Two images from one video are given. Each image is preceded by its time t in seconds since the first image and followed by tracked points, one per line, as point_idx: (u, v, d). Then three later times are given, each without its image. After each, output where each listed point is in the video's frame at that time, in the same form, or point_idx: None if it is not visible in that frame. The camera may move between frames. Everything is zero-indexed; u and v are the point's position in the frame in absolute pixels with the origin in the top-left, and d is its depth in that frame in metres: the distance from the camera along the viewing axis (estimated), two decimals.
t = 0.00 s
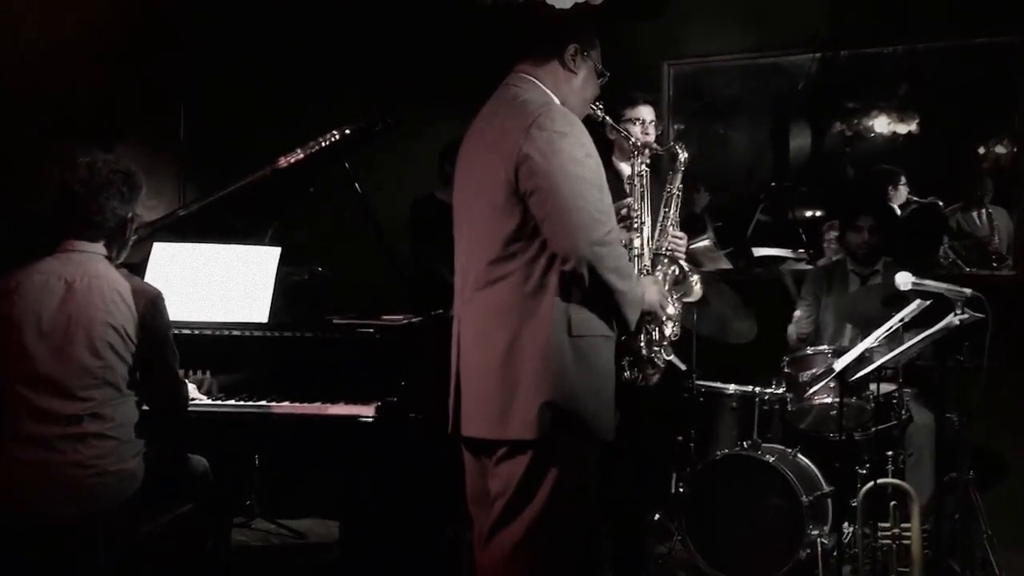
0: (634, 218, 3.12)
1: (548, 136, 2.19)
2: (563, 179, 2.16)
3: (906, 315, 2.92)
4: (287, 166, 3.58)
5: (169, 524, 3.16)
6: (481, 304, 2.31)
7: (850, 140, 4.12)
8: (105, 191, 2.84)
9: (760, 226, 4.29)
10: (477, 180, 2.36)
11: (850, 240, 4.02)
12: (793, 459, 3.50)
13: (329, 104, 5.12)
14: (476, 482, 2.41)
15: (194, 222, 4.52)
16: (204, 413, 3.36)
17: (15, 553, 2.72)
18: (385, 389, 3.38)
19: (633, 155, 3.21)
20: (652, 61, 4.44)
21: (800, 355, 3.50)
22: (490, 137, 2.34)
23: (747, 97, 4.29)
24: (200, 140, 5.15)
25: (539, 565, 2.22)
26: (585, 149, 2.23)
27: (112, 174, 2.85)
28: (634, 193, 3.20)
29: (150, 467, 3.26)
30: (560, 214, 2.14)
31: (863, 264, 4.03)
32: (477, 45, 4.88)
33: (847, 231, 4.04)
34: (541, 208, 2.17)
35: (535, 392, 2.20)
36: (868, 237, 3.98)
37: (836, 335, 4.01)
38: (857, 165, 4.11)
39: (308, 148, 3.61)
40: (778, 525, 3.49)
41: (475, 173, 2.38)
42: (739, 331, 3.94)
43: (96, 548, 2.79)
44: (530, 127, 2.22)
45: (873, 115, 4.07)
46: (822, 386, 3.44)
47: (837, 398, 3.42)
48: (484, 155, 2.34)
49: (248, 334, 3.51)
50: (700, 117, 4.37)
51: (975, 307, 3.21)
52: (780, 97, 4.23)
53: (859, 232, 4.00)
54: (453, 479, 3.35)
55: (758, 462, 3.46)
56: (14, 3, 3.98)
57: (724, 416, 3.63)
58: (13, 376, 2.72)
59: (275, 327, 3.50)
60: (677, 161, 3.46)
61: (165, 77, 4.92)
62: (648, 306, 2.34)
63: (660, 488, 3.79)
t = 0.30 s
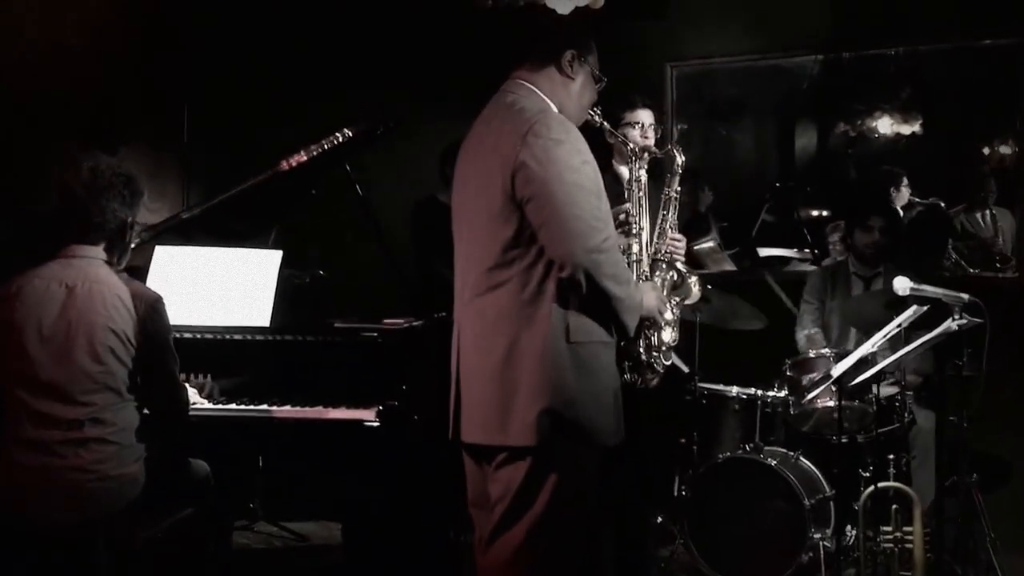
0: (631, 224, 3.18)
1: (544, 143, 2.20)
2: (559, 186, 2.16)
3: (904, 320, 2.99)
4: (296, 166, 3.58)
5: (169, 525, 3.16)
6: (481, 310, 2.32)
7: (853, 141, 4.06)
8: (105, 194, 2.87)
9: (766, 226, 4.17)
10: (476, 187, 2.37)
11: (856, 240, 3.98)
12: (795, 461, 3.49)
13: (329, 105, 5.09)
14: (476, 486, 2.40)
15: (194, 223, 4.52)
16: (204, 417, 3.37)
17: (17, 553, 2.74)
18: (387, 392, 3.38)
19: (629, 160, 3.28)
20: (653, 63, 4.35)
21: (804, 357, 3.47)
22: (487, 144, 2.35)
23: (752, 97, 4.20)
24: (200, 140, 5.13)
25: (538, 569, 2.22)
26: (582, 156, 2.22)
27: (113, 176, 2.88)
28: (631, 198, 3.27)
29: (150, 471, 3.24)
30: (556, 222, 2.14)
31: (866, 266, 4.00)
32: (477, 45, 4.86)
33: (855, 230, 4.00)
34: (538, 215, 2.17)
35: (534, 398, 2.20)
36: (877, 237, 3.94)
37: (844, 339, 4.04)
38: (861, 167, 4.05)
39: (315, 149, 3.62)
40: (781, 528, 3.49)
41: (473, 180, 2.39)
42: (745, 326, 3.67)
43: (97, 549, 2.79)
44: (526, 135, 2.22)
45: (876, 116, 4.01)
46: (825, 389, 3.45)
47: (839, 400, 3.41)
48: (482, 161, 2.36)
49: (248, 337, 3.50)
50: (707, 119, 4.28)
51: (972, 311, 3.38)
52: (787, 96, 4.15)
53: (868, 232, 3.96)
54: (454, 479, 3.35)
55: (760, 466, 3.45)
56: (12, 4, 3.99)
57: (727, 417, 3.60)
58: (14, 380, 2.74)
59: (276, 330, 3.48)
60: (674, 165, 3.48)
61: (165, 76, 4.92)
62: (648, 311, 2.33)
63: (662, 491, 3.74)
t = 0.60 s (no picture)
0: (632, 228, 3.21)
1: (543, 148, 2.20)
2: (558, 191, 2.16)
3: (903, 324, 3.02)
4: (303, 166, 3.56)
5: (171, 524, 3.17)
6: (480, 315, 2.33)
7: (857, 142, 4.00)
8: (104, 201, 2.86)
9: (770, 227, 4.11)
10: (474, 192, 2.37)
11: (859, 243, 3.93)
12: (797, 465, 3.48)
13: (329, 105, 5.05)
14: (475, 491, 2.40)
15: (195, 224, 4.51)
16: (205, 421, 3.37)
17: (20, 553, 2.75)
18: (388, 396, 3.40)
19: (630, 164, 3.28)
20: (653, 66, 4.23)
21: (806, 360, 3.45)
22: (486, 147, 2.35)
23: (754, 97, 4.12)
24: (200, 140, 5.10)
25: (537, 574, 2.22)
26: (580, 161, 2.23)
27: (114, 182, 2.86)
28: (631, 202, 3.28)
29: (150, 474, 3.22)
30: (554, 227, 2.15)
31: (870, 268, 3.94)
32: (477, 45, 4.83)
33: (860, 233, 3.93)
34: (536, 220, 2.18)
35: (533, 403, 2.20)
36: (880, 241, 3.88)
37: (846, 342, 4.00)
38: (863, 170, 3.99)
39: (317, 152, 3.60)
40: (784, 532, 3.48)
41: (473, 184, 2.38)
42: (748, 332, 3.66)
43: (99, 551, 2.79)
44: (525, 139, 2.23)
45: (879, 117, 3.97)
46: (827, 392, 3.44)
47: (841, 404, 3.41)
48: (480, 165, 2.36)
49: (249, 341, 3.50)
50: (711, 117, 4.18)
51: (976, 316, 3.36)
52: (789, 97, 4.08)
53: (871, 236, 3.90)
54: (455, 483, 3.34)
55: (762, 469, 3.45)
56: (13, 4, 3.98)
57: (729, 420, 3.59)
58: (14, 384, 2.74)
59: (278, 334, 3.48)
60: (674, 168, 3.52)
61: (165, 77, 4.91)
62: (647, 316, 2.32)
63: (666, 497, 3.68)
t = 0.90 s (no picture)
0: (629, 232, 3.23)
1: (539, 151, 2.20)
2: (554, 195, 2.16)
3: (903, 328, 2.99)
4: (299, 170, 3.53)
5: (169, 526, 3.19)
6: (476, 319, 2.33)
7: (856, 142, 4.01)
8: (98, 205, 2.83)
9: (768, 228, 4.05)
10: (471, 195, 2.37)
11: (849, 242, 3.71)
12: (796, 467, 3.46)
13: (329, 105, 5.06)
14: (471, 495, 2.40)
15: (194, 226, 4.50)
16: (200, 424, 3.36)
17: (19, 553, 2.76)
18: (385, 400, 3.37)
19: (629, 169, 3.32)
20: (649, 67, 4.21)
21: (803, 362, 3.44)
22: (483, 151, 2.36)
23: (754, 97, 4.10)
24: (200, 140, 5.09)
25: None
26: (578, 165, 2.22)
27: (108, 187, 2.84)
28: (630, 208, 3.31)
29: (148, 480, 3.22)
30: (550, 230, 2.15)
31: (866, 267, 3.72)
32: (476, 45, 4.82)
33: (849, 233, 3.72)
34: (533, 223, 2.18)
35: (529, 408, 2.22)
36: (870, 240, 3.67)
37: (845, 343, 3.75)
38: (863, 170, 3.99)
39: (313, 156, 3.55)
40: (783, 535, 3.46)
41: (470, 187, 2.38)
42: (747, 333, 3.62)
43: (99, 556, 2.79)
44: (522, 143, 2.23)
45: (879, 117, 3.97)
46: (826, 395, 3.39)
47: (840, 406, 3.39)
48: (477, 169, 2.36)
49: (247, 344, 3.48)
50: (709, 119, 4.16)
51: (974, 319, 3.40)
52: (788, 97, 4.07)
53: (860, 235, 3.69)
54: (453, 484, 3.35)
55: (760, 471, 3.42)
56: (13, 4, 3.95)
57: (727, 424, 3.53)
58: (14, 389, 2.75)
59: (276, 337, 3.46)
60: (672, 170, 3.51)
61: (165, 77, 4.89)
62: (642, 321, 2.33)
63: (662, 500, 3.74)
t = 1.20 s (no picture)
0: (620, 235, 3.17)
1: (529, 154, 2.19)
2: (543, 198, 2.16)
3: (894, 330, 3.00)
4: (288, 172, 3.52)
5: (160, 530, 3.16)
6: (465, 323, 2.34)
7: (850, 142, 3.95)
8: (86, 207, 2.82)
9: (761, 229, 4.04)
10: (460, 199, 2.37)
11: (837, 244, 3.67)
12: (788, 470, 3.44)
13: (330, 107, 4.85)
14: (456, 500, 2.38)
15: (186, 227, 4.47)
16: (186, 428, 3.36)
17: (12, 558, 2.75)
18: (375, 404, 3.38)
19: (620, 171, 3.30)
20: (646, 67, 4.18)
21: (796, 365, 3.40)
22: (472, 154, 2.36)
23: (747, 97, 4.08)
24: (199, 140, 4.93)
25: None
26: (567, 168, 2.22)
27: (94, 191, 2.83)
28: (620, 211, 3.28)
29: (135, 483, 3.24)
30: (540, 233, 2.16)
31: (857, 269, 3.67)
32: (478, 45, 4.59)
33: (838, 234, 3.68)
34: (522, 226, 2.18)
35: (518, 414, 2.23)
36: (858, 241, 3.63)
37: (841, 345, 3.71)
38: (856, 170, 3.95)
39: (302, 157, 3.54)
40: (775, 539, 3.43)
41: (460, 190, 2.38)
42: (739, 335, 3.57)
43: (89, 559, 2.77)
44: (511, 145, 2.23)
45: (873, 117, 3.91)
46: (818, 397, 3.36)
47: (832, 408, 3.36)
48: (466, 171, 2.36)
49: (235, 347, 3.45)
50: (701, 119, 4.14)
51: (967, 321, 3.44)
52: (782, 97, 4.03)
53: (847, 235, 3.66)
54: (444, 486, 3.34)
55: (752, 475, 3.40)
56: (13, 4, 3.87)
57: (719, 425, 3.54)
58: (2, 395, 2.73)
59: (263, 340, 3.43)
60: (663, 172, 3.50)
61: (165, 77, 4.78)
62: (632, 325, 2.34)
63: (655, 503, 3.70)
